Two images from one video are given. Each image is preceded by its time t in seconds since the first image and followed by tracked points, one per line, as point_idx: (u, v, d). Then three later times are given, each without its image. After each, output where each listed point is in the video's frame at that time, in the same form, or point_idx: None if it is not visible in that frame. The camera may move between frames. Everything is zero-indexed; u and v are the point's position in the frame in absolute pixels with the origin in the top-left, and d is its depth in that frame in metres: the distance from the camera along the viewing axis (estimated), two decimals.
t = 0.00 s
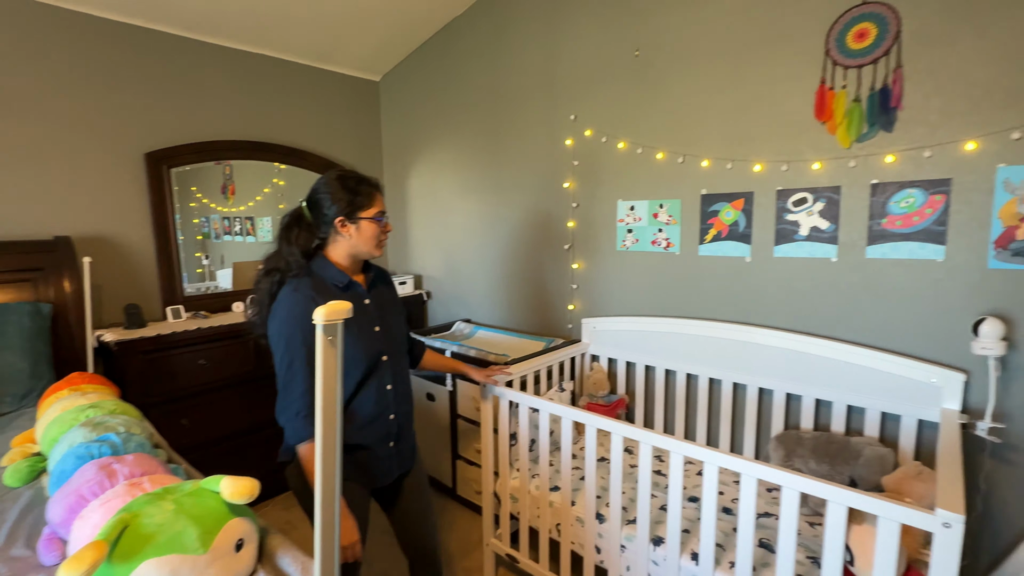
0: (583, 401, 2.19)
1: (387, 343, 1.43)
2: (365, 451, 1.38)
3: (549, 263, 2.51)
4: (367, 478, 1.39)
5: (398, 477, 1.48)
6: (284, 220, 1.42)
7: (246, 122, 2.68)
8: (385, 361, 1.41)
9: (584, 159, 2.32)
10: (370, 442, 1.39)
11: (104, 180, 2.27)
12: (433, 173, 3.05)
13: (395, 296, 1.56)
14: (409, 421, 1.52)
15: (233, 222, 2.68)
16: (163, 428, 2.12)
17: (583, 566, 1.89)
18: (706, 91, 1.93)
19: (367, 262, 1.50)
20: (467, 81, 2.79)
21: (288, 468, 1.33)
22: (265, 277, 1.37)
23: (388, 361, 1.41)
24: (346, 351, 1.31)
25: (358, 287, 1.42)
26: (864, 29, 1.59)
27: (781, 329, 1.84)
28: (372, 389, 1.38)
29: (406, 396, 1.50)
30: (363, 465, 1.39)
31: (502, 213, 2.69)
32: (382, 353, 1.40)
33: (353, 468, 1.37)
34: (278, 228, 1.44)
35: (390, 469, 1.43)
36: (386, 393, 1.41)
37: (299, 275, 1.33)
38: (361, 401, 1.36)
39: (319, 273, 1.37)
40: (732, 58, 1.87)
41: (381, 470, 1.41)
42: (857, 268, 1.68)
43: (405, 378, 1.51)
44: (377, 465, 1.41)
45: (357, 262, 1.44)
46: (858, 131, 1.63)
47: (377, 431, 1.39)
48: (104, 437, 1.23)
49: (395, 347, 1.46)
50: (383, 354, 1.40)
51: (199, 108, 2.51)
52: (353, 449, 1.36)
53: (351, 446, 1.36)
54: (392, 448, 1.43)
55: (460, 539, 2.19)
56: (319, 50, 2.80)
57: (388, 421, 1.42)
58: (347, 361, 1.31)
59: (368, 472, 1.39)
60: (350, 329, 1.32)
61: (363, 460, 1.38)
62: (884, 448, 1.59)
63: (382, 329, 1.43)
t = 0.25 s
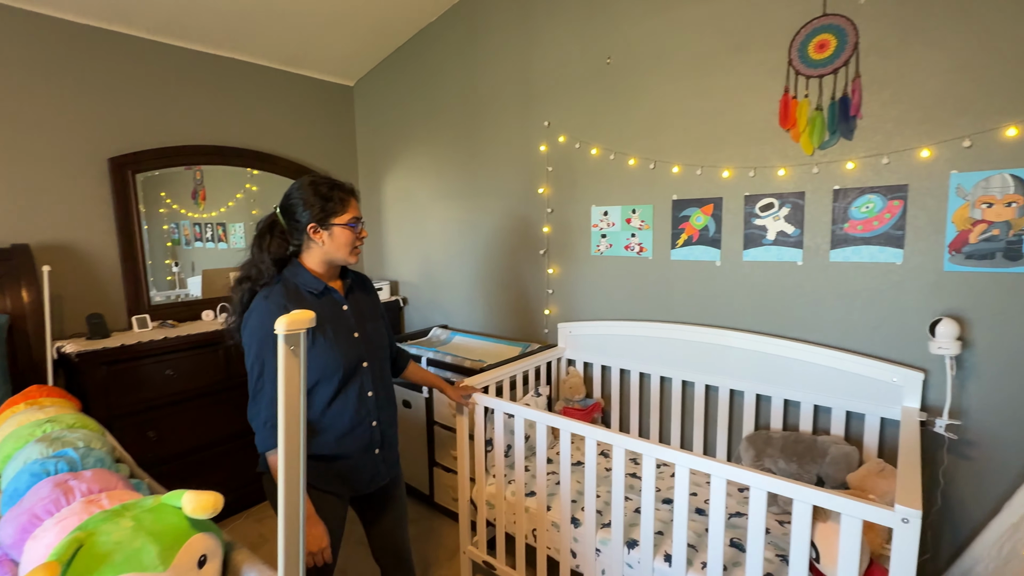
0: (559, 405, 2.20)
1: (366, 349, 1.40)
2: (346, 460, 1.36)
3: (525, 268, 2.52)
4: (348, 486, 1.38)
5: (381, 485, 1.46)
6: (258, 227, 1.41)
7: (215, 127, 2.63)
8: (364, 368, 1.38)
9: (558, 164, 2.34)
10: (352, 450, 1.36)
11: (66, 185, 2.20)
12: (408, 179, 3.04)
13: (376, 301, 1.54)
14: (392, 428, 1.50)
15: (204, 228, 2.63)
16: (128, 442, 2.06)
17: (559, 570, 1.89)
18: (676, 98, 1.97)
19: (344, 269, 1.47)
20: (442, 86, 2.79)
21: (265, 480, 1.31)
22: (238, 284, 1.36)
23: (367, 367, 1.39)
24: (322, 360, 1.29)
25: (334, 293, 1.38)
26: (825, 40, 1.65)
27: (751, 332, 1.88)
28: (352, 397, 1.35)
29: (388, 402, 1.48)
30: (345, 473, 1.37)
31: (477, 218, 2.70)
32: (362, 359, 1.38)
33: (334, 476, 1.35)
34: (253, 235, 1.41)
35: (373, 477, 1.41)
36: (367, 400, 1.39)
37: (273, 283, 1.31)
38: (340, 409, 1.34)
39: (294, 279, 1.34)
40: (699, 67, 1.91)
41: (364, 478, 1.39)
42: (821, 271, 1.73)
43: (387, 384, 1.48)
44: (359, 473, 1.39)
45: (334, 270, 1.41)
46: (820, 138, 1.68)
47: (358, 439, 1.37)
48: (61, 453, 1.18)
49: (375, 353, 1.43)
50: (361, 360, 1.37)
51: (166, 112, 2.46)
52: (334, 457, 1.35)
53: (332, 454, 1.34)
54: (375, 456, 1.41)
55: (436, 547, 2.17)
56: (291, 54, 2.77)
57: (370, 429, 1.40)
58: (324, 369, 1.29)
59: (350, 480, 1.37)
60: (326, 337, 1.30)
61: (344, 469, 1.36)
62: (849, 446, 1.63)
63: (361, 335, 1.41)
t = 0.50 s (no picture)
0: (539, 408, 2.20)
1: (354, 354, 1.38)
2: (335, 466, 1.34)
3: (504, 272, 2.52)
4: (336, 491, 1.36)
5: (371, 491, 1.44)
6: (247, 231, 1.38)
7: (188, 130, 2.58)
8: (352, 373, 1.36)
9: (536, 168, 2.35)
10: (341, 456, 1.34)
11: (29, 190, 2.13)
12: (386, 182, 3.02)
13: (365, 305, 1.52)
14: (382, 433, 1.48)
15: (177, 232, 2.58)
16: (96, 453, 2.00)
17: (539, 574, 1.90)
18: (652, 104, 2.00)
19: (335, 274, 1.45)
20: (420, 90, 2.78)
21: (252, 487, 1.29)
22: (225, 290, 1.35)
23: (355, 372, 1.36)
24: (309, 366, 1.26)
25: (322, 297, 1.36)
26: (794, 48, 1.69)
27: (727, 334, 1.91)
28: (340, 402, 1.33)
29: (377, 407, 1.46)
30: (334, 479, 1.35)
31: (456, 222, 2.69)
32: (350, 364, 1.36)
33: (323, 483, 1.33)
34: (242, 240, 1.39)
35: (362, 483, 1.39)
36: (355, 406, 1.37)
37: (259, 289, 1.30)
38: (329, 415, 1.31)
39: (280, 285, 1.32)
40: (673, 73, 1.94)
41: (353, 484, 1.37)
42: (793, 274, 1.76)
43: (376, 388, 1.46)
44: (348, 479, 1.37)
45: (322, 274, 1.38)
46: (790, 144, 1.72)
47: (347, 445, 1.35)
48: (21, 468, 1.15)
49: (363, 357, 1.41)
50: (349, 365, 1.35)
51: (136, 114, 2.40)
52: (322, 463, 1.33)
53: (320, 460, 1.32)
54: (365, 461, 1.39)
55: (416, 554, 2.15)
56: (266, 56, 2.74)
57: (359, 434, 1.37)
58: (310, 374, 1.27)
59: (339, 486, 1.36)
60: (313, 341, 1.28)
61: (333, 475, 1.34)
62: (820, 444, 1.67)
63: (349, 340, 1.38)
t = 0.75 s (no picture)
0: (526, 407, 2.20)
1: (353, 352, 1.36)
2: (334, 466, 1.32)
3: (490, 271, 2.51)
4: (335, 492, 1.34)
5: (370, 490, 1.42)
6: (247, 229, 1.36)
7: (167, 126, 2.53)
8: (351, 371, 1.34)
9: (523, 167, 2.34)
10: (340, 456, 1.32)
11: None
12: (371, 180, 2.99)
13: (365, 303, 1.50)
14: (383, 431, 1.46)
15: (157, 231, 2.53)
16: (72, 458, 1.95)
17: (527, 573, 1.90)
18: (637, 103, 2.01)
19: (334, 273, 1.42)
20: (405, 87, 2.75)
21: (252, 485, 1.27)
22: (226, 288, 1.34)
23: (354, 370, 1.34)
24: (307, 364, 1.24)
25: (320, 295, 1.33)
26: (777, 49, 1.70)
27: (713, 331, 1.92)
28: (339, 399, 1.31)
29: (376, 406, 1.44)
30: (333, 478, 1.32)
31: (443, 220, 2.67)
32: (349, 362, 1.34)
33: (322, 482, 1.31)
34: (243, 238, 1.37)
35: (361, 482, 1.37)
36: (354, 404, 1.35)
37: (257, 287, 1.27)
38: (327, 413, 1.29)
39: (279, 283, 1.29)
40: (658, 73, 1.95)
41: (352, 483, 1.35)
42: (777, 272, 1.78)
43: (375, 387, 1.44)
44: (347, 478, 1.35)
45: (322, 274, 1.36)
46: (774, 143, 1.74)
47: (346, 443, 1.33)
48: None
49: (361, 355, 1.39)
50: (349, 363, 1.33)
51: (112, 110, 2.34)
52: (322, 462, 1.30)
53: (319, 459, 1.30)
54: (364, 460, 1.37)
55: (403, 555, 2.14)
56: (247, 52, 2.69)
57: (358, 433, 1.35)
58: (308, 372, 1.25)
59: (339, 485, 1.33)
60: (311, 339, 1.26)
61: (332, 474, 1.32)
62: (803, 440, 1.69)
63: (348, 338, 1.36)
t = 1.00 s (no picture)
0: (519, 404, 2.20)
1: (356, 347, 1.34)
2: (333, 461, 1.30)
3: (483, 268, 2.50)
4: (336, 487, 1.32)
5: (371, 487, 1.39)
6: (258, 224, 1.37)
7: (154, 121, 2.49)
8: (353, 365, 1.33)
9: (516, 163, 2.34)
10: (340, 451, 1.31)
11: None
12: (362, 177, 2.96)
13: (375, 298, 1.48)
14: (388, 428, 1.43)
15: (144, 227, 2.49)
16: (58, 458, 1.92)
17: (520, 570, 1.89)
18: (630, 99, 2.01)
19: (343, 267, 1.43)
20: (397, 82, 2.73)
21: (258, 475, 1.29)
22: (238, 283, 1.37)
23: (356, 365, 1.33)
24: (306, 357, 1.24)
25: (325, 290, 1.33)
26: (770, 46, 1.71)
27: (705, 328, 1.92)
28: (339, 394, 1.30)
29: (382, 401, 1.41)
30: (332, 474, 1.31)
31: (435, 217, 2.66)
32: (351, 356, 1.33)
33: (321, 477, 1.30)
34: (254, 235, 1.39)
35: (362, 478, 1.35)
36: (355, 399, 1.33)
37: (263, 280, 1.28)
38: (327, 407, 1.28)
39: (284, 277, 1.30)
40: (651, 69, 1.95)
41: (351, 479, 1.33)
42: (769, 269, 1.79)
43: (382, 383, 1.42)
44: (347, 474, 1.33)
45: (330, 269, 1.37)
46: (766, 140, 1.74)
47: (347, 438, 1.32)
48: None
49: (366, 350, 1.37)
50: (351, 357, 1.32)
51: (98, 103, 2.30)
52: (321, 456, 1.29)
53: (319, 453, 1.29)
54: (365, 456, 1.35)
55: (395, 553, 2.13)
56: (237, 45, 2.65)
57: (359, 428, 1.34)
58: (308, 365, 1.24)
59: (338, 481, 1.32)
60: (311, 332, 1.25)
61: (331, 469, 1.30)
62: (795, 436, 1.70)
63: (352, 333, 1.35)
